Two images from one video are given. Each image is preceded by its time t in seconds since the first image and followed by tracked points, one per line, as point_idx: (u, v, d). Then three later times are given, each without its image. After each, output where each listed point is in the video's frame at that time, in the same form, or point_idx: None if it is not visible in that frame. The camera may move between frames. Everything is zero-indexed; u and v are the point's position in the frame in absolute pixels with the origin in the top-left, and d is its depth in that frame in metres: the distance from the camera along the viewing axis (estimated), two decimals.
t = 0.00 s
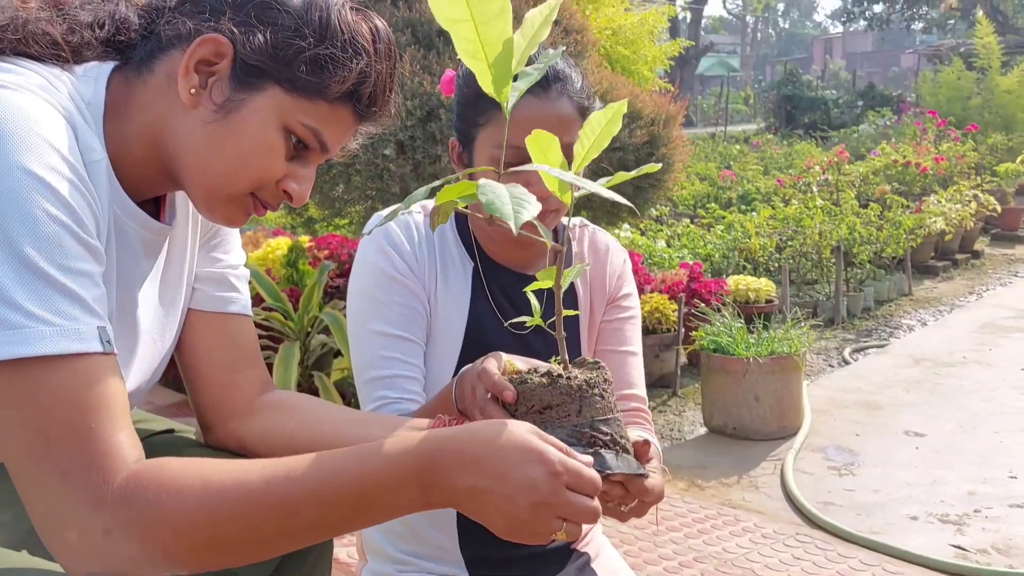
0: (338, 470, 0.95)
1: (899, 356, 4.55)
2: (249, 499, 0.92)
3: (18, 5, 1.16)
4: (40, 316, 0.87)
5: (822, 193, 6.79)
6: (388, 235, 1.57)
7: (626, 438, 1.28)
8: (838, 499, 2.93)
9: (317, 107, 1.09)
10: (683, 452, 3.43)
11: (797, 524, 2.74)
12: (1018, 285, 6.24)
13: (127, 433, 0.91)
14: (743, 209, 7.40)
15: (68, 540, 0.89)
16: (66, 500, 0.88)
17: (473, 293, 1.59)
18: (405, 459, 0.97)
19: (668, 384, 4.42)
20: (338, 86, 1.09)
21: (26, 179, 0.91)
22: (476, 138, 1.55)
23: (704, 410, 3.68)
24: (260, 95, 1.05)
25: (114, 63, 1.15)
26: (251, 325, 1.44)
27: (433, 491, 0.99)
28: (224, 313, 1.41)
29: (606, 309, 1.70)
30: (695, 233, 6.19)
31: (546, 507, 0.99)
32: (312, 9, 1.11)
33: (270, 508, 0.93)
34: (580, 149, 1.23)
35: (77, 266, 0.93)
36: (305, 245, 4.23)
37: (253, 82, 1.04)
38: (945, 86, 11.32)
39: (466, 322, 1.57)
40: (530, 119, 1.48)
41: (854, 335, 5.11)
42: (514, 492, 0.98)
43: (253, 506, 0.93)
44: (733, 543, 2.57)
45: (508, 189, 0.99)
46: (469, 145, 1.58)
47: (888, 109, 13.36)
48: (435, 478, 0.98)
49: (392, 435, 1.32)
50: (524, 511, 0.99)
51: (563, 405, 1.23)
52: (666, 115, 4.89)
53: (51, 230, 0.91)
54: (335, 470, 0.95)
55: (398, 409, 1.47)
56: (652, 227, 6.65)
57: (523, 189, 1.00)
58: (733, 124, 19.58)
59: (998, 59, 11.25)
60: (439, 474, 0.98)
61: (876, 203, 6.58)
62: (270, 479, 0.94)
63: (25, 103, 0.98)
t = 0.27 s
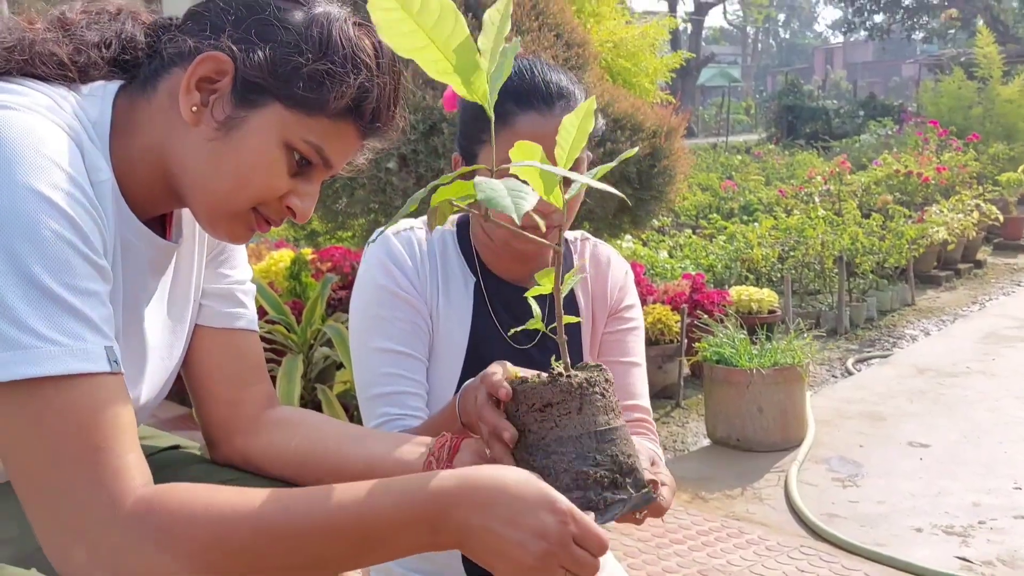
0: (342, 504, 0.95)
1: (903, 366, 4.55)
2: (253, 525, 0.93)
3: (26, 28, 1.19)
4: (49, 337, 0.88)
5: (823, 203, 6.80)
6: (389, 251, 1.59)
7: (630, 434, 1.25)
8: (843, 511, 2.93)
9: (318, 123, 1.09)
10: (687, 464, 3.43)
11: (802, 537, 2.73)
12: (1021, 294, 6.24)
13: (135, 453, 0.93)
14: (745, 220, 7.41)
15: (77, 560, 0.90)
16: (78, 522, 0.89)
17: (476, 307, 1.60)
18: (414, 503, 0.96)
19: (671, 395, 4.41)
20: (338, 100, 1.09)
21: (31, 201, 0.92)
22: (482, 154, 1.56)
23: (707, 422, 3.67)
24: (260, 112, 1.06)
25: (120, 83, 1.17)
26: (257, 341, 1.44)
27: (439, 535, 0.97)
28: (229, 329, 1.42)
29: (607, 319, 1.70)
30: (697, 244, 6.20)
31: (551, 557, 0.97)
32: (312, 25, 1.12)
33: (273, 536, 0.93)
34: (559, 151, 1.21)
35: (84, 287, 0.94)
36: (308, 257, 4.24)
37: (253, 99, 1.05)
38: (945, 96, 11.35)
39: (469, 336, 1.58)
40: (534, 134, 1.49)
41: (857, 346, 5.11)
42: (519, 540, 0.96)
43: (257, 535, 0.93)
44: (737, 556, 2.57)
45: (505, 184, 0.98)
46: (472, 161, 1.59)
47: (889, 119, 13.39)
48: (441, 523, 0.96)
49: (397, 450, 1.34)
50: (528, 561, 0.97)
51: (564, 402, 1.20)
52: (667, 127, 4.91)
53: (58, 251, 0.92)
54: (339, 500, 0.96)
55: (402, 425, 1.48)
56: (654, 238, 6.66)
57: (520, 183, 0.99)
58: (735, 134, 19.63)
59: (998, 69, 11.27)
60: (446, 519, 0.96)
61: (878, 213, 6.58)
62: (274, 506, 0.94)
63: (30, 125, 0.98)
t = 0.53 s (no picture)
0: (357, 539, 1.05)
1: (903, 377, 4.54)
2: (270, 553, 1.01)
3: (34, 45, 1.20)
4: (60, 354, 0.90)
5: (823, 213, 6.80)
6: (395, 265, 1.60)
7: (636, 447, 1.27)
8: (844, 523, 2.92)
9: (323, 139, 1.09)
10: (687, 475, 3.42)
11: (803, 548, 2.73)
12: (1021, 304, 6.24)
13: (146, 471, 0.97)
14: (744, 230, 7.42)
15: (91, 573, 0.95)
16: (99, 537, 0.93)
17: (480, 322, 1.61)
18: (421, 542, 1.06)
19: (672, 406, 4.41)
20: (342, 118, 1.10)
21: (46, 220, 0.93)
22: (485, 171, 1.56)
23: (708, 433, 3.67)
24: (265, 129, 1.06)
25: (127, 99, 1.17)
26: (262, 355, 1.45)
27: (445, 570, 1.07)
28: (235, 343, 1.41)
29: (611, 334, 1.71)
30: (696, 254, 6.19)
31: None
32: (317, 43, 1.13)
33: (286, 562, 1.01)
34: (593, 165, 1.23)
35: (95, 305, 0.96)
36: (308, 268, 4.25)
37: (259, 116, 1.05)
38: (944, 106, 11.37)
39: (474, 353, 1.60)
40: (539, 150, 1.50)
41: (858, 356, 5.10)
42: None
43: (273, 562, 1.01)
44: (739, 568, 2.56)
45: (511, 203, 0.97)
46: (476, 176, 1.60)
47: (888, 129, 13.41)
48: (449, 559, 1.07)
49: (403, 468, 1.37)
50: None
51: (573, 421, 1.20)
52: (667, 138, 4.92)
53: (70, 271, 0.94)
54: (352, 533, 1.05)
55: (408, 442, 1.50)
56: (653, 248, 6.66)
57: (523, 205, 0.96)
58: (733, 144, 19.66)
59: (996, 79, 11.30)
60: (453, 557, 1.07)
61: (878, 223, 6.59)
62: (290, 536, 1.02)
63: (40, 141, 0.98)
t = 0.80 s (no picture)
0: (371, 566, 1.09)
1: (907, 387, 4.54)
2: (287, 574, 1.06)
3: (44, 67, 1.21)
4: (74, 373, 0.92)
5: (825, 223, 6.81)
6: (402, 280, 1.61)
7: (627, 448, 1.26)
8: (848, 535, 2.92)
9: (331, 159, 1.09)
10: (690, 487, 3.42)
11: (806, 561, 2.72)
12: None
13: (162, 484, 1.00)
14: (747, 240, 7.42)
15: None
16: (117, 553, 0.96)
17: (487, 337, 1.62)
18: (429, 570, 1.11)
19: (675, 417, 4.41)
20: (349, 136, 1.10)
21: (60, 241, 0.94)
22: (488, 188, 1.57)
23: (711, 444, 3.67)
24: (270, 148, 1.06)
25: (135, 118, 1.18)
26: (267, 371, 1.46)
27: None
28: (239, 358, 1.42)
29: (615, 353, 1.71)
30: (699, 264, 6.20)
31: None
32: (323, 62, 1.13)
33: None
34: (498, 178, 1.11)
35: (107, 323, 0.97)
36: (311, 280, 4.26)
37: (264, 134, 1.06)
38: (945, 115, 11.38)
39: (481, 368, 1.61)
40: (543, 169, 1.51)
41: (861, 366, 5.10)
42: None
43: None
44: None
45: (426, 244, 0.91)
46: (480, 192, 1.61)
47: (889, 138, 13.42)
48: None
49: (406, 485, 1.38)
50: None
51: (550, 430, 1.22)
52: (668, 150, 4.93)
53: (83, 291, 0.95)
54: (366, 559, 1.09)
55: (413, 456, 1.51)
56: (655, 259, 6.67)
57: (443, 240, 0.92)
58: (735, 154, 19.69)
59: (997, 88, 11.31)
60: None
61: (880, 232, 6.59)
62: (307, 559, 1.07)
63: (47, 160, 0.99)
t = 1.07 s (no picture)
0: None
1: (910, 395, 4.53)
2: None
3: (51, 81, 1.22)
4: (89, 384, 0.93)
5: (827, 231, 6.81)
6: (407, 290, 1.62)
7: (634, 467, 1.27)
8: (852, 543, 2.91)
9: (336, 168, 1.12)
10: (693, 495, 3.42)
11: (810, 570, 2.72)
12: None
13: (180, 490, 1.01)
14: (749, 247, 7.41)
15: None
16: (133, 564, 0.97)
17: (492, 346, 1.62)
18: None
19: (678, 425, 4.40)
20: (353, 148, 1.12)
21: (73, 254, 0.94)
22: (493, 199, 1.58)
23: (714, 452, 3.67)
24: (277, 158, 1.08)
25: (141, 130, 1.19)
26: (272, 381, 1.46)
27: None
28: (244, 369, 1.43)
29: (622, 363, 1.71)
30: (701, 271, 6.20)
31: None
32: (325, 73, 1.14)
33: None
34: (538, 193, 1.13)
35: (120, 332, 0.98)
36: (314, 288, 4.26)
37: (269, 145, 1.07)
38: (947, 122, 11.38)
39: (487, 376, 1.61)
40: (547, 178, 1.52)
41: (864, 373, 5.09)
42: None
43: None
44: None
45: (479, 256, 0.93)
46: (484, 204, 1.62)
47: (891, 144, 13.42)
48: None
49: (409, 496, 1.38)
50: None
51: (565, 445, 1.21)
52: (670, 158, 4.93)
53: (97, 302, 0.96)
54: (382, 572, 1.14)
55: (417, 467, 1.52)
56: (658, 266, 6.67)
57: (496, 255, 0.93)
58: (737, 160, 19.70)
59: (999, 94, 11.31)
60: None
61: (883, 240, 6.59)
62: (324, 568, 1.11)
63: (56, 174, 1.00)
